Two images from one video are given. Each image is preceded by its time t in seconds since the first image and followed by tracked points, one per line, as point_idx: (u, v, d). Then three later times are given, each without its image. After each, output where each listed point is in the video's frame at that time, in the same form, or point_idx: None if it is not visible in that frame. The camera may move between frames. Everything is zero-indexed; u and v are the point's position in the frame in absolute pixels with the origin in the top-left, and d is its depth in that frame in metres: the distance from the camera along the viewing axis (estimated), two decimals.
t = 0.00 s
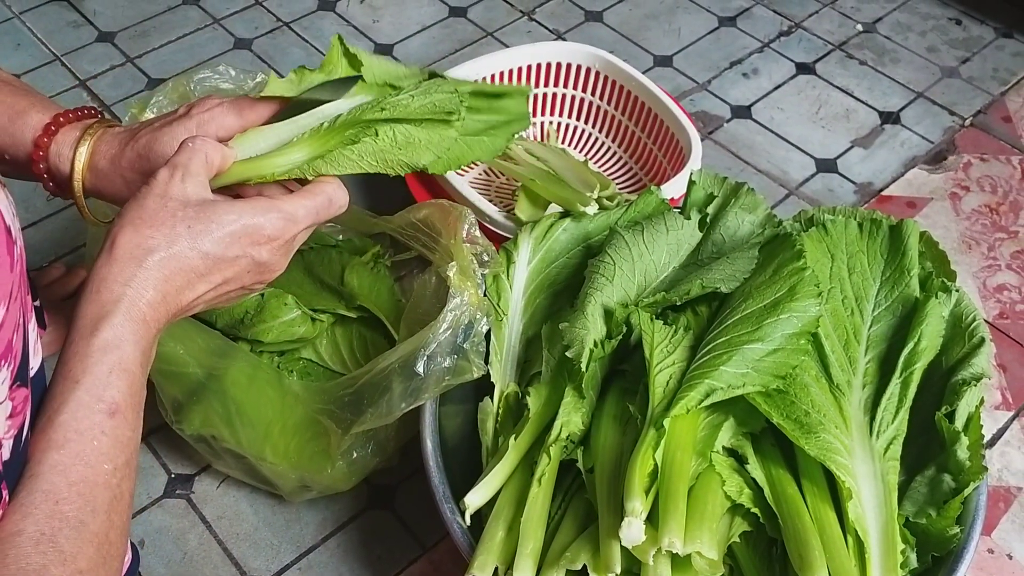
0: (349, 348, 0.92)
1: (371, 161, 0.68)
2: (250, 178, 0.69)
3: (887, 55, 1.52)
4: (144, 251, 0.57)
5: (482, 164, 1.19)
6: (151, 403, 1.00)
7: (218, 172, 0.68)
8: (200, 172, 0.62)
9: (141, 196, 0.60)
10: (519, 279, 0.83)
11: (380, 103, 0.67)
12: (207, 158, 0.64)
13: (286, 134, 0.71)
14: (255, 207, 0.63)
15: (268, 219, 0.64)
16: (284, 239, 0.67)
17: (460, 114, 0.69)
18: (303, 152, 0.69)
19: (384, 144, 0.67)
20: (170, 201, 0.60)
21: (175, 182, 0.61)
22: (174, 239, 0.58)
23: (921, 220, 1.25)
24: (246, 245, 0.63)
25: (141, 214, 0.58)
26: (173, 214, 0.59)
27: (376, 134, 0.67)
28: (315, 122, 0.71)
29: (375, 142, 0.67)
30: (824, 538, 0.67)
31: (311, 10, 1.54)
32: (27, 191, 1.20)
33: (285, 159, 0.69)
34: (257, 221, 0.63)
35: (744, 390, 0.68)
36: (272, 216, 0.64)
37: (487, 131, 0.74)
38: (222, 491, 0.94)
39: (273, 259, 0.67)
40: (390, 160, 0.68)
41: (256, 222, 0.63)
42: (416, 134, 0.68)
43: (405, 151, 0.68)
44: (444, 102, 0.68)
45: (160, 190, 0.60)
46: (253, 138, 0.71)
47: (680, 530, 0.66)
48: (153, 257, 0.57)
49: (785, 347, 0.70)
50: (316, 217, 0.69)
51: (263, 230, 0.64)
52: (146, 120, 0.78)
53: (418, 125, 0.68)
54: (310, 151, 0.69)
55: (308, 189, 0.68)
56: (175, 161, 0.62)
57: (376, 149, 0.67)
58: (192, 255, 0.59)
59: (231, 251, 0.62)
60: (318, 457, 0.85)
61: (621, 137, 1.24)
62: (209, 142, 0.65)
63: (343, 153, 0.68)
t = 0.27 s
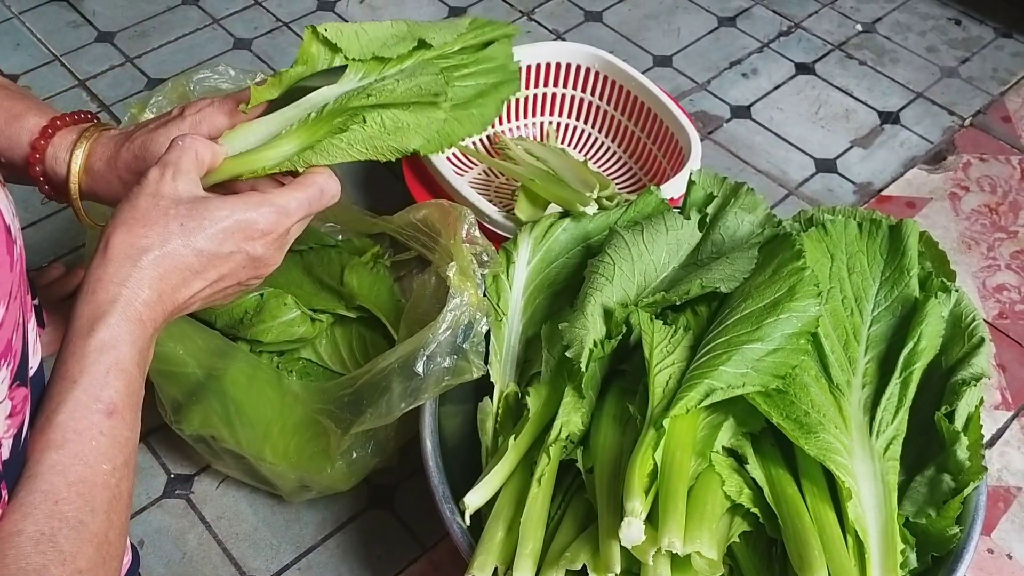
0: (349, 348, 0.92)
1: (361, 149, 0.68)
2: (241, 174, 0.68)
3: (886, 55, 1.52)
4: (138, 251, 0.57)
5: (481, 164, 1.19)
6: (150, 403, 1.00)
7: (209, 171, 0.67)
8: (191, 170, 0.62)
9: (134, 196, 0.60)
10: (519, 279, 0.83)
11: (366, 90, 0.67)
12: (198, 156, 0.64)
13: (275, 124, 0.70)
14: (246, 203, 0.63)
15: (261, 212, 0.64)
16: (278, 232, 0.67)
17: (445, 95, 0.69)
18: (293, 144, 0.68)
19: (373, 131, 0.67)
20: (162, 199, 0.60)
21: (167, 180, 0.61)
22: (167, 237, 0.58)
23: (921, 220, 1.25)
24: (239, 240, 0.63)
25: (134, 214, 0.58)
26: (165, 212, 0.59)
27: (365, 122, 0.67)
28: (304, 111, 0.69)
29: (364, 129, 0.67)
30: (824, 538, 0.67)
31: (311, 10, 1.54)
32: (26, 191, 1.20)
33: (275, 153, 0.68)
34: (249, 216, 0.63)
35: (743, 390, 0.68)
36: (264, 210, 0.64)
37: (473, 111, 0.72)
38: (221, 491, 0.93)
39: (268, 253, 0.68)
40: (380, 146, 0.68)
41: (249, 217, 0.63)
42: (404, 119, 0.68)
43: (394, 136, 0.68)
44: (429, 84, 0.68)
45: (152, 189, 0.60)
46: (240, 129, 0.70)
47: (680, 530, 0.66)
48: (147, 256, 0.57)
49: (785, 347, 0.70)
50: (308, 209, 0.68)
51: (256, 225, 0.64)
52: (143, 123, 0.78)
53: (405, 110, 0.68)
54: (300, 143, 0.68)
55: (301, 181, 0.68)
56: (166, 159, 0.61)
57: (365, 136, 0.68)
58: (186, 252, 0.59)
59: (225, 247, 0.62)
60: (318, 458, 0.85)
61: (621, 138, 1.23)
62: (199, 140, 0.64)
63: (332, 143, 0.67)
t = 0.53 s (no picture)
0: (350, 349, 0.92)
1: (352, 135, 0.68)
2: (236, 171, 0.69)
3: (888, 55, 1.52)
4: (133, 252, 0.57)
5: (483, 165, 1.19)
6: (152, 403, 1.00)
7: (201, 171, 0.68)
8: (181, 170, 0.63)
9: (127, 198, 0.60)
10: (521, 279, 0.83)
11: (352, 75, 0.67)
12: (190, 157, 0.64)
13: (268, 121, 0.71)
14: (239, 198, 0.63)
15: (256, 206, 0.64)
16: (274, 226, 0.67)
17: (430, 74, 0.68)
18: (285, 137, 0.69)
19: (362, 115, 0.67)
20: (155, 200, 0.60)
21: (158, 182, 0.61)
22: (161, 237, 0.58)
23: (923, 220, 1.25)
24: (234, 236, 0.63)
25: (127, 217, 0.58)
26: (158, 212, 0.59)
27: (352, 106, 0.66)
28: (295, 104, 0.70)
29: (353, 115, 0.67)
30: (826, 538, 0.67)
31: (312, 11, 1.54)
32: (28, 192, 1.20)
33: (267, 147, 0.69)
34: (242, 212, 0.63)
35: (745, 390, 0.68)
36: (258, 205, 0.64)
37: (460, 95, 0.70)
38: (222, 491, 0.93)
39: (264, 248, 0.68)
40: (371, 130, 0.68)
41: (243, 213, 0.63)
42: (393, 101, 0.67)
43: (383, 119, 0.67)
44: (413, 65, 0.68)
45: (143, 191, 0.61)
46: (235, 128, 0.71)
47: (682, 530, 0.66)
48: (142, 257, 0.57)
49: (787, 347, 0.70)
50: (301, 200, 0.68)
51: (250, 220, 0.64)
52: (140, 118, 0.79)
53: (392, 92, 0.67)
54: (291, 134, 0.69)
55: (294, 173, 0.67)
56: (157, 163, 0.62)
57: (354, 121, 0.67)
58: (182, 251, 0.59)
59: (221, 244, 0.62)
60: (320, 457, 0.85)
61: (623, 138, 1.23)
62: (191, 141, 0.65)
63: (322, 130, 0.67)
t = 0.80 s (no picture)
0: (349, 349, 0.92)
1: (337, 126, 0.68)
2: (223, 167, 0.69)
3: (887, 56, 1.52)
4: (124, 254, 0.57)
5: (482, 165, 1.19)
6: (150, 403, 1.00)
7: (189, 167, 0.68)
8: (169, 168, 0.63)
9: (115, 200, 0.60)
10: (519, 279, 0.83)
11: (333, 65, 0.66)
12: (176, 156, 0.64)
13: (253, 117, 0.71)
14: (226, 195, 0.63)
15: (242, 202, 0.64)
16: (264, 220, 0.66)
17: (411, 59, 0.66)
18: (269, 131, 0.69)
19: (344, 106, 0.66)
20: (144, 200, 0.60)
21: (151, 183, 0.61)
22: (152, 238, 0.58)
23: (922, 221, 1.25)
24: (224, 233, 0.63)
25: (117, 219, 0.58)
26: (147, 213, 0.59)
27: (335, 98, 0.66)
28: (277, 99, 0.70)
29: (336, 106, 0.66)
30: (825, 539, 0.67)
31: (311, 10, 1.54)
32: (27, 191, 1.20)
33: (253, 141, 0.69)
34: (232, 208, 0.63)
35: (744, 390, 0.68)
36: (246, 201, 0.64)
37: (442, 78, 0.69)
38: (221, 492, 0.93)
39: (256, 243, 0.67)
40: (355, 121, 0.67)
41: (231, 210, 0.63)
42: (375, 90, 0.66)
43: (367, 109, 0.66)
44: (394, 52, 0.66)
45: (132, 192, 0.60)
46: (221, 125, 0.72)
47: (681, 531, 0.66)
48: (134, 258, 0.57)
49: (786, 348, 0.70)
50: (289, 192, 0.67)
51: (240, 216, 0.63)
52: (139, 110, 0.80)
53: (374, 81, 0.66)
54: (276, 128, 0.69)
55: (279, 167, 0.67)
56: (143, 162, 0.62)
57: (337, 112, 0.66)
58: (174, 250, 0.59)
59: (212, 241, 0.62)
60: (319, 457, 0.85)
61: (622, 138, 1.23)
62: (176, 140, 0.65)
63: (306, 123, 0.67)
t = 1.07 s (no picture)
0: (350, 349, 0.92)
1: (337, 118, 0.68)
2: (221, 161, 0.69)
3: (889, 56, 1.52)
4: (121, 250, 0.57)
5: (483, 165, 1.19)
6: (151, 403, 1.00)
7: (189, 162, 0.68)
8: (166, 163, 0.62)
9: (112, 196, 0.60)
10: (520, 279, 0.83)
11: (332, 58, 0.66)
12: (173, 150, 0.64)
13: (252, 108, 0.71)
14: (222, 188, 0.63)
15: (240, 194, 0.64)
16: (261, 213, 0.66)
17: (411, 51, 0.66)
18: (269, 123, 0.69)
19: (344, 97, 0.66)
20: (138, 195, 0.60)
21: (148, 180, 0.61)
22: (148, 234, 0.58)
23: (924, 221, 1.25)
24: (221, 226, 0.63)
25: (113, 216, 0.58)
26: (143, 208, 0.59)
27: (335, 89, 0.66)
28: (277, 92, 0.70)
29: (336, 97, 0.66)
30: (827, 539, 0.67)
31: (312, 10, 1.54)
32: (28, 191, 1.20)
33: (252, 135, 0.69)
34: (228, 201, 0.63)
35: (746, 391, 0.68)
36: (242, 193, 0.64)
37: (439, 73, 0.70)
38: (222, 491, 0.93)
39: (253, 237, 0.67)
40: (355, 112, 0.67)
41: (228, 203, 0.63)
42: (376, 81, 0.66)
43: (368, 101, 0.66)
44: (394, 43, 0.66)
45: (127, 189, 0.60)
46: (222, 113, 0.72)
47: (682, 531, 0.66)
48: (131, 255, 0.57)
49: (788, 348, 0.70)
50: (287, 184, 0.67)
51: (236, 210, 0.63)
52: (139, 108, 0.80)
53: (375, 72, 0.66)
54: (275, 121, 0.69)
55: (277, 159, 0.67)
56: (141, 158, 0.61)
57: (337, 104, 0.67)
58: (171, 246, 0.60)
59: (209, 235, 0.62)
60: (320, 457, 0.85)
61: (623, 138, 1.23)
62: (174, 133, 0.64)
63: (306, 114, 0.68)
